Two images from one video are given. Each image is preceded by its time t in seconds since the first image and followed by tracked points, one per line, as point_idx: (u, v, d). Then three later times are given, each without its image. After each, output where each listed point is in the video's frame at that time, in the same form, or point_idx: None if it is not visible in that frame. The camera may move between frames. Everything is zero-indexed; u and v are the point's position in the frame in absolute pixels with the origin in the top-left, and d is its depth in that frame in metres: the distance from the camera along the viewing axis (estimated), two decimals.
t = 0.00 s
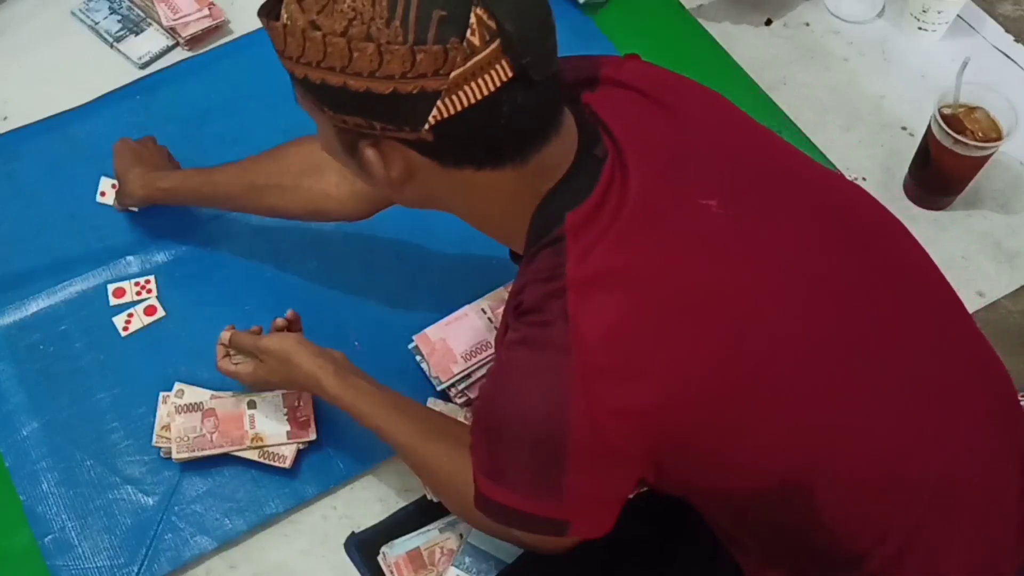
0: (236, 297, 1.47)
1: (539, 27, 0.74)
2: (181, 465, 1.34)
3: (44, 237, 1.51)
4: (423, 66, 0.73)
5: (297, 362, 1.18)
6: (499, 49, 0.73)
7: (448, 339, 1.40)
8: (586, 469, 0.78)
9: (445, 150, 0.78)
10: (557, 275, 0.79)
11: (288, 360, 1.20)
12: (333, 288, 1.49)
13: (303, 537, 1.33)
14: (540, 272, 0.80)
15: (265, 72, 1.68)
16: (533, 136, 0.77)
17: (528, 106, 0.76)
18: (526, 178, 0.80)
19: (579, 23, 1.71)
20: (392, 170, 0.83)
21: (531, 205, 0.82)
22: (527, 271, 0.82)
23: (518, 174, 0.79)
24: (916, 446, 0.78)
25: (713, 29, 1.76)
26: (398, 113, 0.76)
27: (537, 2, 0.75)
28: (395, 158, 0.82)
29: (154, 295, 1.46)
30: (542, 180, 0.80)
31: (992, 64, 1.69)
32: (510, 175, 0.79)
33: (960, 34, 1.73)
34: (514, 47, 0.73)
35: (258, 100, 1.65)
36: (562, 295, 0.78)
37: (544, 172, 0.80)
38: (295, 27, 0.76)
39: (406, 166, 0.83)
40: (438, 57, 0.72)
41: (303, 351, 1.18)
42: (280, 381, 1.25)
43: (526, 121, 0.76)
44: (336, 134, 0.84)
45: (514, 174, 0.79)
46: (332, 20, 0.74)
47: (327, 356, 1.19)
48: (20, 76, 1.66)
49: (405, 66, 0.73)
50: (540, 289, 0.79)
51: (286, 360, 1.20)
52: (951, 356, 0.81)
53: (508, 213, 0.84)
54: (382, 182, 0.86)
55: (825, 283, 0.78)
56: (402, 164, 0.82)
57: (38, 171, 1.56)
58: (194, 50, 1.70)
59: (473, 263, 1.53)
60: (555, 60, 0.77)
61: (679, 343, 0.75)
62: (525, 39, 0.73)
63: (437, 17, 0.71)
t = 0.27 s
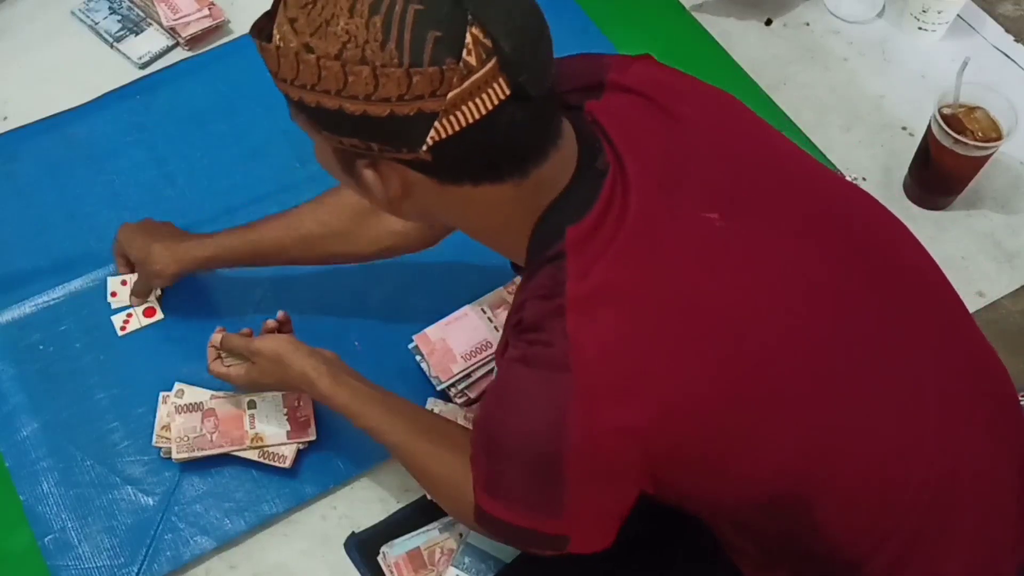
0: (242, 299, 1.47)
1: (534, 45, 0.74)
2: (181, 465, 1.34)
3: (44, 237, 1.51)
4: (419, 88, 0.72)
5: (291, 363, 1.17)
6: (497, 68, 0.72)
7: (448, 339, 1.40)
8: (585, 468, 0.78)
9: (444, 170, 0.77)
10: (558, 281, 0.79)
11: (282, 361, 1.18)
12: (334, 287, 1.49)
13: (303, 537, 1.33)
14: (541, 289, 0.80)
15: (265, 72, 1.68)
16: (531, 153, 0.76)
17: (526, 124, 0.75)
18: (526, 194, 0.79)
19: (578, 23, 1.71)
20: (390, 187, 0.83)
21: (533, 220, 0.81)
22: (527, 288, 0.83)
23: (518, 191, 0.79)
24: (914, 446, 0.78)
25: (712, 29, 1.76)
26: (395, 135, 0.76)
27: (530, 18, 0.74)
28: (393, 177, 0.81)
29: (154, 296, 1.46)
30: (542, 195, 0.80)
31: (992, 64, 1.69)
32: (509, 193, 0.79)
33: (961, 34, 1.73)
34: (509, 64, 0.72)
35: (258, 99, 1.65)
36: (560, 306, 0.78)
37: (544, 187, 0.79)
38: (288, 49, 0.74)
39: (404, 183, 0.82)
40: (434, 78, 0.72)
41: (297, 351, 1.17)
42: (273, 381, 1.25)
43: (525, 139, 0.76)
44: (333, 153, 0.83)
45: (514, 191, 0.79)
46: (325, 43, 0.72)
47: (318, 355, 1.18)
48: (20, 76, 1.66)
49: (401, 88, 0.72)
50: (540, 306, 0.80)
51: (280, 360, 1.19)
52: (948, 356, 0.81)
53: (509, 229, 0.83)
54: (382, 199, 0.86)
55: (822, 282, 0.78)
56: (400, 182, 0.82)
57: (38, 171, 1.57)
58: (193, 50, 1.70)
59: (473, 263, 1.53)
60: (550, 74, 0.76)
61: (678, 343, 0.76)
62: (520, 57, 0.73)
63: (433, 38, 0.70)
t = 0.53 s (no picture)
0: (252, 308, 1.46)
1: (553, 58, 0.74)
2: (181, 465, 1.34)
3: (44, 237, 1.51)
4: (441, 103, 0.72)
5: (291, 378, 1.15)
6: (519, 81, 0.73)
7: (448, 339, 1.40)
8: (587, 466, 0.78)
9: (464, 185, 0.77)
10: (578, 295, 0.80)
11: (282, 375, 1.17)
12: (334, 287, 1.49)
13: (303, 537, 1.33)
14: (561, 305, 0.82)
15: (264, 72, 1.68)
16: (552, 166, 0.76)
17: (547, 138, 0.75)
18: (546, 206, 0.79)
19: (578, 23, 1.71)
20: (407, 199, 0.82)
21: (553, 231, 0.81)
22: (549, 306, 0.84)
23: (538, 204, 0.79)
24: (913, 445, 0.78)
25: (712, 29, 1.76)
26: (415, 150, 0.75)
27: (549, 32, 0.74)
28: (410, 190, 0.81)
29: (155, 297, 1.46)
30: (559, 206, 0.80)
31: (993, 63, 1.69)
32: (530, 206, 0.79)
33: (961, 34, 1.73)
34: (532, 78, 0.73)
35: (258, 99, 1.65)
36: (577, 324, 0.79)
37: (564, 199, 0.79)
38: (305, 61, 0.74)
39: (420, 196, 0.82)
40: (455, 93, 0.71)
41: (296, 365, 1.15)
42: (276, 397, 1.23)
43: (546, 154, 0.75)
44: (348, 166, 0.83)
45: (534, 203, 0.79)
46: (344, 56, 0.72)
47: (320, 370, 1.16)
48: (19, 76, 1.66)
49: (421, 102, 0.72)
50: (561, 326, 0.81)
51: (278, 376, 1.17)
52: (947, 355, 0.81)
53: (530, 240, 0.83)
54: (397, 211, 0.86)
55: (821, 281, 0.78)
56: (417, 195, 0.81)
57: (38, 171, 1.56)
58: (194, 50, 1.70)
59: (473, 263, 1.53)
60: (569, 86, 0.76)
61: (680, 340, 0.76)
62: (542, 70, 0.73)
63: (455, 52, 0.71)
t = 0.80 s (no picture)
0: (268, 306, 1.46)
1: (581, 55, 0.74)
2: (181, 465, 1.34)
3: (44, 237, 1.51)
4: (455, 89, 0.73)
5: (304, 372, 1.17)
6: (539, 73, 0.73)
7: (448, 339, 1.40)
8: (586, 466, 0.78)
9: (479, 171, 0.78)
10: (608, 295, 0.79)
11: (296, 369, 1.18)
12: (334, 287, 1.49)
13: (303, 537, 1.33)
14: (590, 304, 0.80)
15: (265, 72, 1.68)
16: (573, 160, 0.77)
17: (566, 132, 0.75)
18: (566, 200, 0.80)
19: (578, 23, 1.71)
20: (424, 184, 0.83)
21: (580, 227, 0.82)
22: (577, 305, 0.83)
23: (558, 196, 0.80)
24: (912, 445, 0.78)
25: (712, 29, 1.76)
26: (430, 133, 0.76)
27: (582, 26, 0.74)
28: (427, 174, 0.82)
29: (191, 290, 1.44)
30: (586, 201, 0.80)
31: (993, 63, 1.69)
32: (549, 197, 0.79)
33: (961, 34, 1.73)
34: (553, 72, 0.73)
35: (258, 98, 1.65)
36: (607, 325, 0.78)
37: (589, 195, 0.80)
38: (330, 33, 0.76)
39: (439, 182, 0.83)
40: (471, 80, 0.72)
41: (308, 360, 1.17)
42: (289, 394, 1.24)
43: (563, 147, 0.76)
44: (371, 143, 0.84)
45: (555, 195, 0.79)
46: (365, 33, 0.73)
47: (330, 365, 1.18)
48: (19, 76, 1.66)
49: (436, 87, 0.73)
50: (589, 325, 0.80)
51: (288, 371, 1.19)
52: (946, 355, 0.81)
53: (554, 233, 0.84)
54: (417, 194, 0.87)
55: (819, 280, 0.78)
56: (434, 180, 0.83)
57: (38, 171, 1.57)
58: (194, 50, 1.70)
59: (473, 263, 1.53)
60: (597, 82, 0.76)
61: (678, 341, 0.75)
62: (565, 66, 0.73)
63: (474, 39, 0.71)
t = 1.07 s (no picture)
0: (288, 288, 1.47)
1: (620, 26, 0.72)
2: (181, 465, 1.34)
3: (44, 237, 1.51)
4: (479, 36, 0.73)
5: (356, 299, 1.21)
6: (567, 35, 0.71)
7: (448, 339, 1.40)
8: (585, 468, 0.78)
9: (506, 119, 0.79)
10: (645, 269, 0.79)
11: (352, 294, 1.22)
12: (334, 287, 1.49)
13: (303, 537, 1.33)
14: (626, 277, 0.80)
15: (265, 72, 1.68)
16: (604, 125, 0.76)
17: (592, 96, 0.74)
18: (601, 163, 0.79)
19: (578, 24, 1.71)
20: (461, 127, 0.85)
21: (625, 195, 0.82)
22: (612, 274, 0.83)
23: (593, 159, 0.79)
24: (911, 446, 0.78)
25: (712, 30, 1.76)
26: (456, 74, 0.77)
27: None
28: (463, 118, 0.83)
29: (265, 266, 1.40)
30: (627, 169, 0.80)
31: (993, 63, 1.69)
32: (582, 156, 0.79)
33: (960, 35, 1.73)
34: (581, 33, 0.71)
35: (258, 98, 1.65)
36: (641, 299, 0.78)
37: (629, 163, 0.79)
38: None
39: (477, 126, 0.84)
40: (494, 29, 0.72)
41: (364, 287, 1.21)
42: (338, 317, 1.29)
43: (586, 110, 0.75)
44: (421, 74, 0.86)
45: (589, 156, 0.79)
46: None
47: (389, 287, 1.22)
48: (18, 76, 1.66)
49: (461, 31, 0.73)
50: (625, 295, 0.80)
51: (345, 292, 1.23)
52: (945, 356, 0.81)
53: (591, 194, 0.84)
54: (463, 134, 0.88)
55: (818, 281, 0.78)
56: (469, 124, 0.83)
57: (38, 171, 1.56)
58: (194, 50, 1.70)
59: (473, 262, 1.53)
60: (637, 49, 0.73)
61: (678, 342, 0.75)
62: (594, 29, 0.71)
63: None
